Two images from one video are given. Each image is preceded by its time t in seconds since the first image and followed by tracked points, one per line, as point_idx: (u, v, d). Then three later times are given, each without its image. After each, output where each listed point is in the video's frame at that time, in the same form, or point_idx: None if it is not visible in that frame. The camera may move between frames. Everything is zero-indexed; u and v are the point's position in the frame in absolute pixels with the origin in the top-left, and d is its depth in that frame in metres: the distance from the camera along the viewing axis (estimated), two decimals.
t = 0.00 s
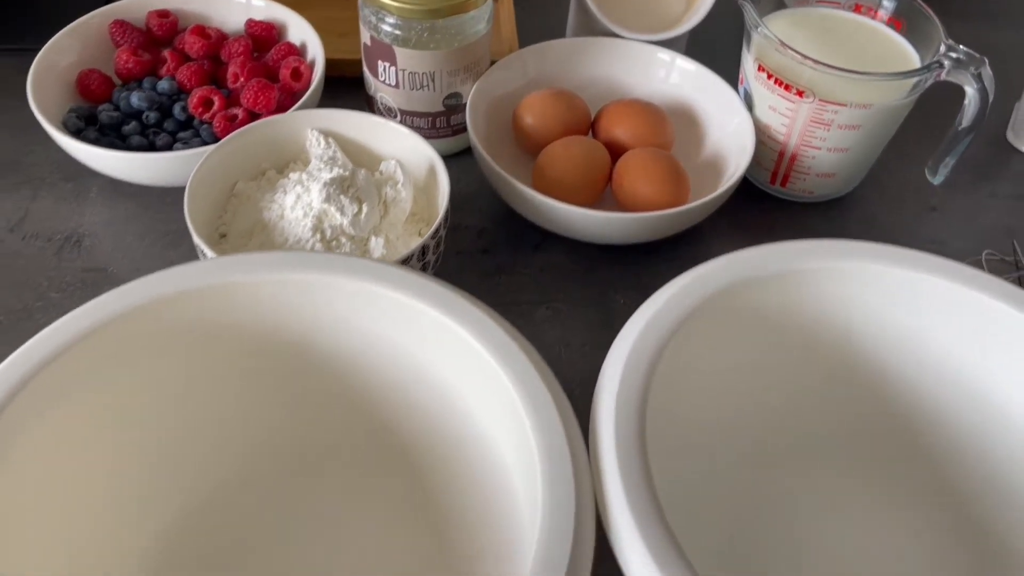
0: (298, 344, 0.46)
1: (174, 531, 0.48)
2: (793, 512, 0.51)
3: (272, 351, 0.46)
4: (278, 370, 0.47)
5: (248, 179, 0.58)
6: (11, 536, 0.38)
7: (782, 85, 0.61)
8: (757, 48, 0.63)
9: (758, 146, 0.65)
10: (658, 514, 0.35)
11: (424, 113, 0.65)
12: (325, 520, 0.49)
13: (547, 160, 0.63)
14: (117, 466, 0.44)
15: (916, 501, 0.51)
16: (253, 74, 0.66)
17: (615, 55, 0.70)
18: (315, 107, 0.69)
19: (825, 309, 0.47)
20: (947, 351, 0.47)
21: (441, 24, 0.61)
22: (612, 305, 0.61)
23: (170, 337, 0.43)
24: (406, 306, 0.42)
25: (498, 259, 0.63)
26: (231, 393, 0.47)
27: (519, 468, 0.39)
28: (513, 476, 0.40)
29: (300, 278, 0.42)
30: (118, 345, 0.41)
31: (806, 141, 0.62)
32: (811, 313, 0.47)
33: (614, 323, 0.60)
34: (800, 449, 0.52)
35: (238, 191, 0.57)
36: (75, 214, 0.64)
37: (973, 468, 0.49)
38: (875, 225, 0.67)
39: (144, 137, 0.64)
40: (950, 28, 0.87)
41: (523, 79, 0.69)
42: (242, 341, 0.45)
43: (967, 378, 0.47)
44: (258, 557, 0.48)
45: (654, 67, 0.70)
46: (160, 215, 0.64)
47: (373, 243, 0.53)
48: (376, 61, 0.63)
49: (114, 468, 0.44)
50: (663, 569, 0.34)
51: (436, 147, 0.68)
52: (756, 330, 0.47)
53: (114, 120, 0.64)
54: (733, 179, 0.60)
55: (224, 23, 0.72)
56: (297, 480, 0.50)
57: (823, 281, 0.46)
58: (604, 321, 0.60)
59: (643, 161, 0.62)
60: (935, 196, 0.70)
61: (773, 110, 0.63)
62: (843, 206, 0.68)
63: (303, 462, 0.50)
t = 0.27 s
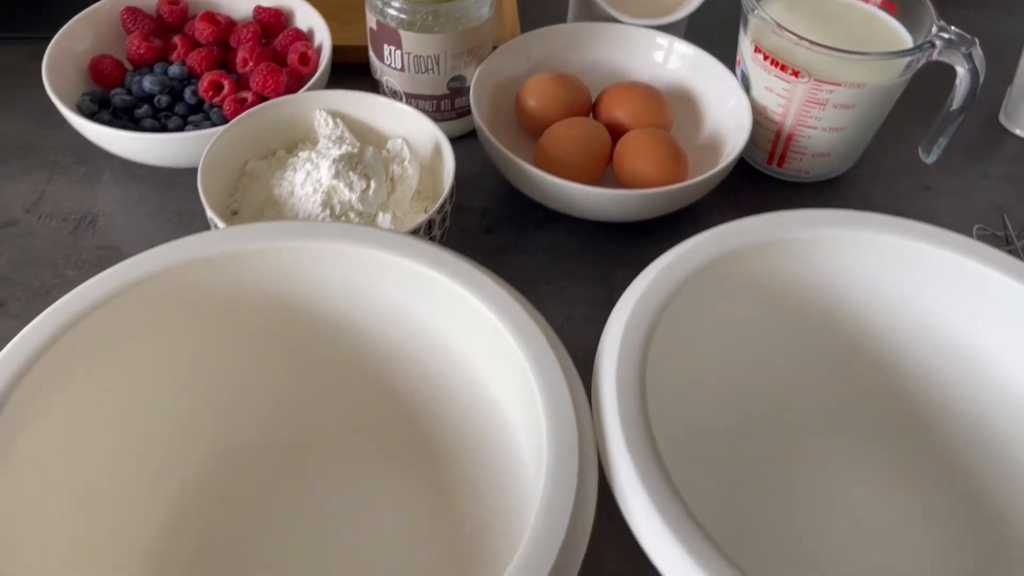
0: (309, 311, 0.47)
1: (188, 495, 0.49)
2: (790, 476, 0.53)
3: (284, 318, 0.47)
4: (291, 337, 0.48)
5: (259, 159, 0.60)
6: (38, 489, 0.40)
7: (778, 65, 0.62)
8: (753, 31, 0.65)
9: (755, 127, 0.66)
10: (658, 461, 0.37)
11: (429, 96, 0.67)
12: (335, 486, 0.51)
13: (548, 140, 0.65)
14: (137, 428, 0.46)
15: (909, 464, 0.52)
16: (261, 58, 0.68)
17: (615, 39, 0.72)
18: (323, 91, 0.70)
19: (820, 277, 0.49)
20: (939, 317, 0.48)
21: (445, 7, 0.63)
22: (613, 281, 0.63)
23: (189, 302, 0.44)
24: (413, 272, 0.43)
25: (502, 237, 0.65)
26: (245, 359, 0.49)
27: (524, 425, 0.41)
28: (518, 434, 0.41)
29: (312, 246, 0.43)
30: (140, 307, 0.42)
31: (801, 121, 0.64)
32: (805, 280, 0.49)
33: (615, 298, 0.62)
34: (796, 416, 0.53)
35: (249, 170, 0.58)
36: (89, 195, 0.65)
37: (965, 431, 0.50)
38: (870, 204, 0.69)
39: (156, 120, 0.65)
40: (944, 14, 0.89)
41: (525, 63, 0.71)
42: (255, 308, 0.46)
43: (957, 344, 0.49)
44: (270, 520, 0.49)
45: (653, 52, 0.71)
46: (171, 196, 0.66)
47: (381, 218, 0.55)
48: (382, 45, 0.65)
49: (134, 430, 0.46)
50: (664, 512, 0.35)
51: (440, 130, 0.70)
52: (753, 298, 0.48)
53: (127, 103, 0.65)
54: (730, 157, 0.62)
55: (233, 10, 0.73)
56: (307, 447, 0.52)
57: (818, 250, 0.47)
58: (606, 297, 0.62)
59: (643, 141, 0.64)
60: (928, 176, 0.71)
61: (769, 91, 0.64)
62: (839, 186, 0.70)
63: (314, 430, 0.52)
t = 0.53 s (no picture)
0: (322, 285, 0.49)
1: (207, 463, 0.51)
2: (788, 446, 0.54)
3: (297, 292, 0.49)
4: (304, 310, 0.50)
5: (270, 142, 0.61)
6: (69, 449, 0.41)
7: (775, 50, 0.64)
8: (751, 17, 0.66)
9: (753, 112, 0.68)
10: (659, 421, 0.39)
11: (434, 83, 0.68)
12: (346, 456, 0.52)
13: (551, 124, 0.66)
14: (158, 396, 0.48)
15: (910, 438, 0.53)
16: (270, 47, 0.70)
17: (616, 28, 0.73)
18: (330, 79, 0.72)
19: (816, 252, 0.50)
20: (934, 291, 0.49)
21: None
22: (615, 261, 0.64)
23: (206, 274, 0.46)
24: (421, 245, 0.45)
25: (506, 219, 0.67)
26: (260, 332, 0.50)
27: (530, 389, 0.42)
28: (524, 399, 0.43)
29: (325, 220, 0.45)
30: (161, 278, 0.44)
31: (798, 105, 0.65)
32: (803, 255, 0.50)
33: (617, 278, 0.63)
34: (799, 388, 0.54)
35: (260, 153, 0.60)
36: (103, 180, 0.67)
37: (963, 406, 0.51)
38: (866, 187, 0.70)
39: (169, 107, 0.67)
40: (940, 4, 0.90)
41: (528, 51, 0.73)
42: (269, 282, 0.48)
43: (950, 318, 0.49)
44: (285, 488, 0.51)
45: (653, 39, 0.73)
46: (183, 181, 0.67)
47: (389, 198, 0.57)
48: (388, 33, 0.67)
49: (155, 398, 0.47)
50: (667, 468, 0.37)
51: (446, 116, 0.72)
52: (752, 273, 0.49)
53: (140, 91, 0.67)
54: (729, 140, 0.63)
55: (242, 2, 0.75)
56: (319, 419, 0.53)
57: (813, 224, 0.48)
58: (608, 276, 0.63)
59: (644, 125, 0.65)
60: (923, 160, 0.73)
61: (766, 76, 0.66)
62: (835, 170, 0.71)
63: (326, 402, 0.53)
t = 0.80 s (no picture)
0: (330, 264, 0.50)
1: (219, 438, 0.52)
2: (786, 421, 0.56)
3: (308, 270, 0.51)
4: (314, 289, 0.52)
5: (278, 130, 0.63)
6: (93, 419, 0.43)
7: (771, 38, 0.65)
8: (747, 6, 0.68)
9: (750, 100, 0.69)
10: (660, 387, 0.40)
11: (438, 73, 0.70)
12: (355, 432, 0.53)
13: (553, 112, 0.68)
14: (175, 372, 0.49)
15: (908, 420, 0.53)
16: (278, 39, 0.71)
17: (615, 19, 0.75)
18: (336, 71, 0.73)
19: (811, 230, 0.51)
20: (929, 270, 0.50)
21: None
22: (615, 245, 0.66)
23: (220, 252, 0.47)
24: (428, 223, 0.46)
25: (509, 206, 0.68)
26: (271, 311, 0.52)
27: (534, 360, 0.43)
28: (529, 370, 0.44)
29: (334, 199, 0.47)
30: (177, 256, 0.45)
31: (794, 92, 0.67)
32: (800, 233, 0.51)
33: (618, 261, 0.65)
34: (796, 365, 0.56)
35: (269, 140, 0.61)
36: (115, 170, 0.69)
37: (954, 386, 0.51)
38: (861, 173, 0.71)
39: (178, 98, 0.69)
40: None
41: (530, 42, 0.74)
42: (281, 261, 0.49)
43: (944, 294, 0.50)
44: (295, 462, 0.52)
45: (651, 30, 0.74)
46: (193, 170, 0.69)
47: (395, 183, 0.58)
48: (393, 24, 0.68)
49: (172, 374, 0.49)
50: (667, 430, 0.38)
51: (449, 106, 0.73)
52: (750, 252, 0.51)
53: (150, 82, 0.69)
54: (727, 126, 0.65)
55: None
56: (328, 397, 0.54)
57: (807, 203, 0.50)
58: (609, 260, 0.65)
59: (644, 113, 0.67)
60: (917, 147, 0.74)
61: (763, 64, 0.67)
62: (831, 157, 0.73)
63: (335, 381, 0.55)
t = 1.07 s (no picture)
0: (333, 247, 0.52)
1: (226, 419, 0.53)
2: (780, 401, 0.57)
3: (311, 254, 0.52)
4: (319, 272, 0.53)
5: (282, 121, 0.64)
6: (105, 396, 0.44)
7: (765, 29, 0.67)
8: None
9: (744, 90, 0.71)
10: (656, 360, 0.41)
11: (438, 65, 0.71)
12: (359, 413, 0.54)
13: (551, 103, 0.69)
14: (183, 353, 0.50)
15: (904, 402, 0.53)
16: (281, 33, 0.73)
17: (612, 13, 0.76)
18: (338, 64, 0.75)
19: (804, 214, 0.52)
20: (929, 254, 0.51)
21: None
22: (612, 233, 0.67)
23: (227, 235, 0.49)
24: (429, 205, 0.47)
25: (508, 196, 0.69)
26: (276, 294, 0.53)
27: (534, 337, 0.45)
28: (528, 346, 0.46)
29: (337, 183, 0.48)
30: (186, 238, 0.47)
31: (788, 82, 0.68)
32: (799, 216, 0.52)
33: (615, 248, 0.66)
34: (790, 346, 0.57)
35: (273, 131, 0.63)
36: (121, 162, 0.70)
37: (954, 371, 0.52)
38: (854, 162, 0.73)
39: (183, 91, 0.70)
40: None
41: (528, 35, 0.75)
42: (286, 244, 0.51)
43: (936, 276, 0.51)
44: (301, 442, 0.53)
45: (648, 23, 0.76)
46: (197, 161, 0.70)
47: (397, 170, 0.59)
48: (394, 18, 0.70)
49: (181, 355, 0.50)
50: (662, 401, 0.39)
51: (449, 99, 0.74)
52: (745, 234, 0.51)
53: (156, 75, 0.70)
54: (722, 116, 0.66)
55: None
56: (333, 380, 0.56)
57: (799, 186, 0.50)
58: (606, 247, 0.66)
59: (640, 103, 0.68)
60: (909, 137, 0.76)
61: (757, 54, 0.68)
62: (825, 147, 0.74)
63: (339, 363, 0.56)
